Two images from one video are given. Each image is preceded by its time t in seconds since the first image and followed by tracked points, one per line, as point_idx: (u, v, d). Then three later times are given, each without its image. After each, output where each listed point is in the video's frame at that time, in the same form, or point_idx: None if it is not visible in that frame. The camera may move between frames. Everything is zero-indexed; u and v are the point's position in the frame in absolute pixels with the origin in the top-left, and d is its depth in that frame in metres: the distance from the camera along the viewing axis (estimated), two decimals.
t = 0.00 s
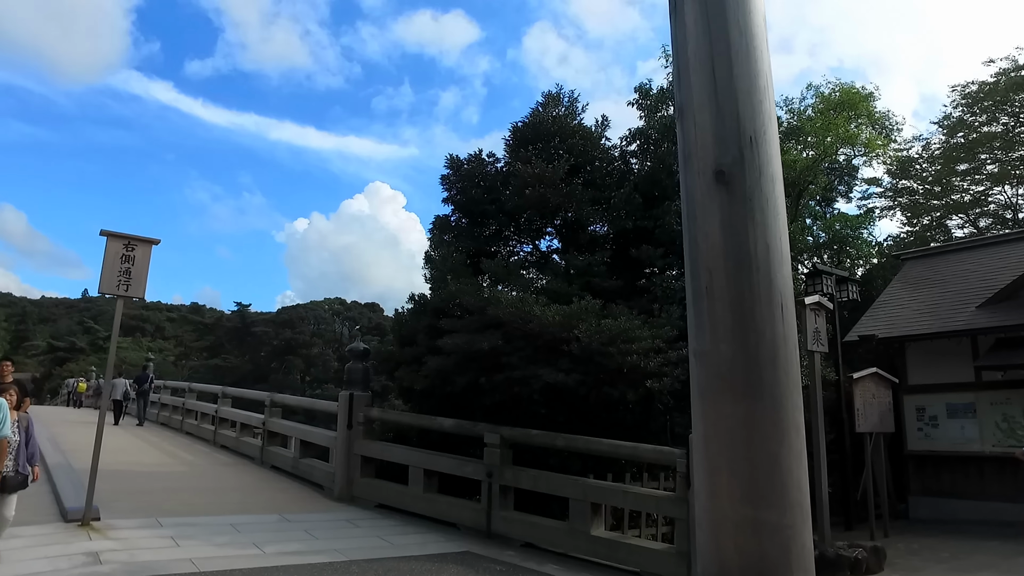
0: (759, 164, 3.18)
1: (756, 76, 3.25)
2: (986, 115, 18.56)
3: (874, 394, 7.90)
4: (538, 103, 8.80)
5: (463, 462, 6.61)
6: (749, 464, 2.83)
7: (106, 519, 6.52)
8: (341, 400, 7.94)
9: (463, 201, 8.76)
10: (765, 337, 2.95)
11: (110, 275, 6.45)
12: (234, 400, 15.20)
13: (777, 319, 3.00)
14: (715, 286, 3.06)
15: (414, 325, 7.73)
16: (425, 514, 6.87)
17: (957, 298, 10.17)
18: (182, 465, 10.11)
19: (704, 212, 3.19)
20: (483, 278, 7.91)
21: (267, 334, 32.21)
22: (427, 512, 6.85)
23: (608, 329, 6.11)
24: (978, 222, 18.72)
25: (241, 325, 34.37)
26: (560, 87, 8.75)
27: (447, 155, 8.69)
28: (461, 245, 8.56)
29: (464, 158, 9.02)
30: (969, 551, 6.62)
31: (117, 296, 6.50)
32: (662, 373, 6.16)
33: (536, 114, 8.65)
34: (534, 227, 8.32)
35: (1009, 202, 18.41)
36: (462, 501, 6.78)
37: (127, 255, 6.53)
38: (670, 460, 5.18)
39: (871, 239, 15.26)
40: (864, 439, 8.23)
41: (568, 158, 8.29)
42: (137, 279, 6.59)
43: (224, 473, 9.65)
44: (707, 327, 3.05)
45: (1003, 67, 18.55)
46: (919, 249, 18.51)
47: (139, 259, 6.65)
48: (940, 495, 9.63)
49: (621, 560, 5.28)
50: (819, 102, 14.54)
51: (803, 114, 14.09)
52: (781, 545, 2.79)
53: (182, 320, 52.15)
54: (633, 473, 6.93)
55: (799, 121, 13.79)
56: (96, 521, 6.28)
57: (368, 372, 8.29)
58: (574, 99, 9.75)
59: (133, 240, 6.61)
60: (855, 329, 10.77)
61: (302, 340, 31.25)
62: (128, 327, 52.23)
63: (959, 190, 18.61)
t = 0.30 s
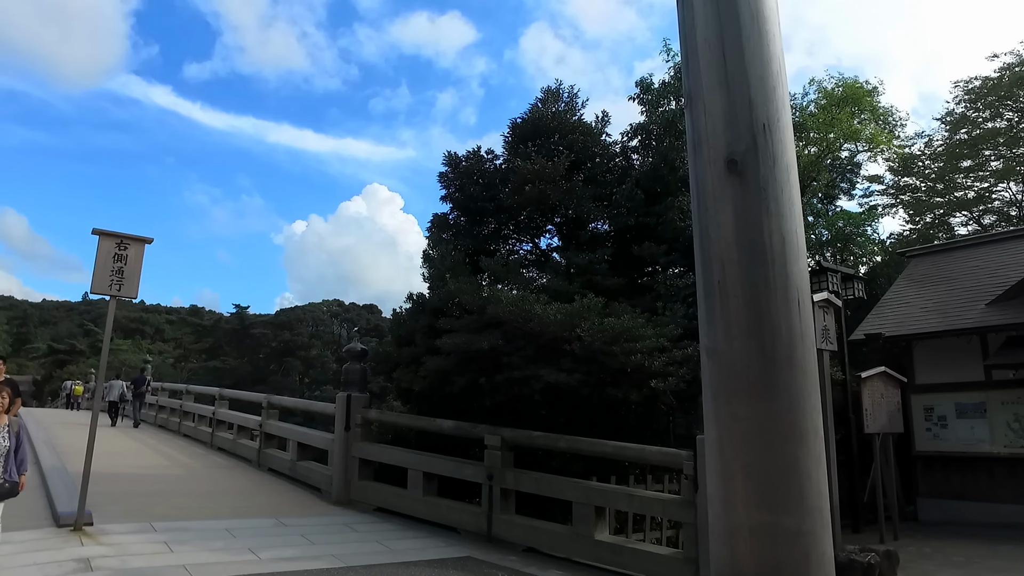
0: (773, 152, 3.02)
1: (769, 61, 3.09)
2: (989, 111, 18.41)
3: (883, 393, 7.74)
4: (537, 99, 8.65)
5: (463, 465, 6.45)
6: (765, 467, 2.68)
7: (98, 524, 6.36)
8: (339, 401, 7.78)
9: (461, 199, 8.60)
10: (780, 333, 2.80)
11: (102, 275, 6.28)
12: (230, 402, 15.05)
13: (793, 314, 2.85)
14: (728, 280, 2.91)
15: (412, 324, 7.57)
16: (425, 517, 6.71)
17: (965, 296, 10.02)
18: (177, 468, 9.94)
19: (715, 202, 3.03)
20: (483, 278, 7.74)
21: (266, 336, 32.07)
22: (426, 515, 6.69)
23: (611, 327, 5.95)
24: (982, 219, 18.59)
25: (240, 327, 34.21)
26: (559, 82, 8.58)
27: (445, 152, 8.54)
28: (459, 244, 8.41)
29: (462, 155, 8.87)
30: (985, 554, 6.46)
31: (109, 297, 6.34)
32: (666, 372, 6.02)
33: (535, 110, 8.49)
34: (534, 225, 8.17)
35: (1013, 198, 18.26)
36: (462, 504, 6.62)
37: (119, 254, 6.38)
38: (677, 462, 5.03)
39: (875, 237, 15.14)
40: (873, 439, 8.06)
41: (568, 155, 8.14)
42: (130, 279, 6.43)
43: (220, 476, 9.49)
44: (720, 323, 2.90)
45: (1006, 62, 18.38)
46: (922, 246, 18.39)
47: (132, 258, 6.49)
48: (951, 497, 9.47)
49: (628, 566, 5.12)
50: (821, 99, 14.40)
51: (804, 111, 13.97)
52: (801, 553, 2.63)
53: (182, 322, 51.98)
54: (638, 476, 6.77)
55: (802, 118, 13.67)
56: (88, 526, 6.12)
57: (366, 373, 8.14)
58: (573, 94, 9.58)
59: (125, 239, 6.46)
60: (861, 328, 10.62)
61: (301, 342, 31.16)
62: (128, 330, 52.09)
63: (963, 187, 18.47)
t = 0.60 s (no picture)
0: (786, 143, 2.88)
1: (781, 49, 2.95)
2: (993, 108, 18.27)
3: (891, 395, 7.60)
4: (536, 97, 8.51)
5: (462, 469, 6.30)
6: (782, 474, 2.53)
7: (91, 529, 6.20)
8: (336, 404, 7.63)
9: (459, 198, 8.45)
10: (796, 333, 2.66)
11: (94, 275, 6.14)
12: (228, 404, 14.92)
13: (809, 314, 2.70)
14: (740, 277, 2.76)
15: (410, 325, 7.42)
16: (423, 522, 6.57)
17: (972, 295, 9.88)
18: (173, 471, 9.79)
19: (726, 196, 2.89)
20: (482, 278, 7.60)
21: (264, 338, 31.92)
22: (425, 520, 6.55)
23: (613, 328, 5.81)
24: (986, 217, 18.46)
25: (238, 328, 34.06)
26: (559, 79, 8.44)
27: (443, 151, 8.39)
28: (458, 243, 8.26)
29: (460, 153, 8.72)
30: (999, 561, 6.31)
31: (101, 298, 6.19)
32: (670, 374, 5.88)
33: (534, 107, 8.35)
34: (533, 224, 8.03)
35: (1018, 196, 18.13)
36: (462, 508, 6.48)
37: (112, 254, 6.23)
38: (683, 466, 4.88)
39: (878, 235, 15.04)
40: (880, 440, 7.93)
41: (568, 153, 8.00)
42: (122, 280, 6.28)
43: (216, 479, 9.34)
44: (732, 323, 2.75)
45: (1010, 58, 18.27)
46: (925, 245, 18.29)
47: (125, 259, 6.34)
48: (959, 501, 9.35)
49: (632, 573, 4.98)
50: (824, 97, 14.27)
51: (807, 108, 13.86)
52: (819, 565, 2.49)
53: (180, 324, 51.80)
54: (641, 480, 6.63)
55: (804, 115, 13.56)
56: (80, 533, 5.97)
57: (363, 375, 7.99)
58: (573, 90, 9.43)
59: (118, 239, 6.32)
60: (866, 328, 10.49)
61: (299, 344, 31.08)
62: (127, 332, 51.94)
63: (966, 185, 18.34)
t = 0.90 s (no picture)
0: (794, 128, 2.73)
1: (790, 30, 2.80)
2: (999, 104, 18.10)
3: (899, 395, 7.46)
4: (534, 92, 8.37)
5: (460, 471, 6.15)
6: (793, 476, 2.39)
7: (81, 532, 6.06)
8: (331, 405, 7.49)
9: (456, 195, 8.31)
10: (807, 328, 2.51)
11: (84, 273, 5.99)
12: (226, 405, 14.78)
13: (821, 308, 2.55)
14: (747, 269, 2.62)
15: (406, 325, 7.28)
16: (420, 525, 6.42)
17: (980, 293, 9.73)
18: (168, 474, 9.64)
19: (732, 185, 2.74)
20: (480, 276, 7.45)
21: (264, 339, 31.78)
22: (422, 524, 6.39)
23: (614, 325, 5.66)
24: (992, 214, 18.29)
25: (238, 330, 33.93)
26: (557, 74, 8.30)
27: (440, 148, 8.25)
28: (455, 241, 8.12)
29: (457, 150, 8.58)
30: (1014, 565, 6.13)
31: (91, 297, 6.05)
32: (672, 373, 5.74)
33: (532, 102, 8.20)
34: (531, 221, 7.89)
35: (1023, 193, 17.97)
36: (460, 511, 6.33)
37: (102, 251, 6.09)
38: (687, 467, 4.74)
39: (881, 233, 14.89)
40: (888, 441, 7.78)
41: (567, 148, 7.86)
42: (113, 278, 6.14)
43: (212, 482, 9.19)
44: (739, 317, 2.61)
45: (1015, 54, 18.14)
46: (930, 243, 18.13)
47: (115, 257, 6.20)
48: (969, 503, 9.20)
49: None
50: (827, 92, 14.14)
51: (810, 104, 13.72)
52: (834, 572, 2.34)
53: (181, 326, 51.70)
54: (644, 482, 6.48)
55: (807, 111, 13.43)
56: (69, 536, 5.82)
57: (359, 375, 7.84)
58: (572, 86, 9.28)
59: (108, 236, 6.18)
60: (872, 327, 10.34)
61: (299, 345, 30.91)
62: (127, 334, 51.84)
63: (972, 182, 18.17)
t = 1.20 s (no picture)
0: (801, 111, 2.56)
1: (794, 8, 2.64)
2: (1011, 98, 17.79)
3: (912, 397, 7.24)
4: (533, 88, 8.20)
5: (457, 475, 5.99)
6: (804, 484, 2.21)
7: (72, 538, 5.92)
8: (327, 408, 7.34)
9: (454, 193, 8.17)
10: (817, 324, 2.34)
11: (73, 275, 5.85)
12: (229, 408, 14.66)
13: (832, 303, 2.38)
14: (752, 262, 2.44)
15: (403, 326, 7.11)
16: (417, 531, 6.25)
17: (994, 291, 9.49)
18: (166, 478, 9.50)
19: (735, 172, 2.57)
20: (478, 276, 7.29)
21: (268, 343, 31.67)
22: (419, 530, 6.22)
23: (614, 325, 5.48)
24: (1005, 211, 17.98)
25: (243, 333, 33.85)
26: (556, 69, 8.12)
27: (437, 146, 8.10)
28: (453, 241, 7.96)
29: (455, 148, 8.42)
30: None
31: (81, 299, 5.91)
32: (675, 374, 5.56)
33: (531, 98, 8.04)
34: (530, 219, 7.73)
35: None
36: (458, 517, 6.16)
37: (92, 253, 5.95)
38: (691, 472, 4.55)
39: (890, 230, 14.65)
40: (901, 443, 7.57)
41: (566, 145, 7.70)
42: (103, 280, 6.00)
43: (210, 486, 9.05)
44: (744, 313, 2.43)
45: None
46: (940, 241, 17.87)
47: (105, 258, 6.06)
48: (986, 508, 8.96)
49: None
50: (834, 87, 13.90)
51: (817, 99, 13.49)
52: None
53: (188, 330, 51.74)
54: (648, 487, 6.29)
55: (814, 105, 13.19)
56: (59, 543, 5.67)
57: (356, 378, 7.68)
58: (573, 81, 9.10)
59: (98, 237, 6.04)
60: (882, 326, 10.12)
61: (303, 349, 30.76)
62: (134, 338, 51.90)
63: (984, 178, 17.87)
